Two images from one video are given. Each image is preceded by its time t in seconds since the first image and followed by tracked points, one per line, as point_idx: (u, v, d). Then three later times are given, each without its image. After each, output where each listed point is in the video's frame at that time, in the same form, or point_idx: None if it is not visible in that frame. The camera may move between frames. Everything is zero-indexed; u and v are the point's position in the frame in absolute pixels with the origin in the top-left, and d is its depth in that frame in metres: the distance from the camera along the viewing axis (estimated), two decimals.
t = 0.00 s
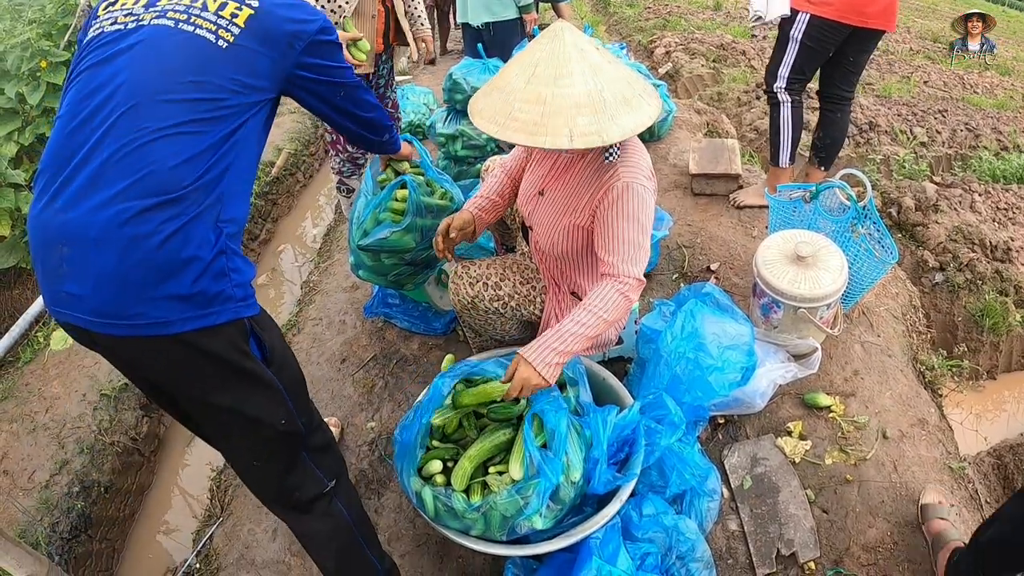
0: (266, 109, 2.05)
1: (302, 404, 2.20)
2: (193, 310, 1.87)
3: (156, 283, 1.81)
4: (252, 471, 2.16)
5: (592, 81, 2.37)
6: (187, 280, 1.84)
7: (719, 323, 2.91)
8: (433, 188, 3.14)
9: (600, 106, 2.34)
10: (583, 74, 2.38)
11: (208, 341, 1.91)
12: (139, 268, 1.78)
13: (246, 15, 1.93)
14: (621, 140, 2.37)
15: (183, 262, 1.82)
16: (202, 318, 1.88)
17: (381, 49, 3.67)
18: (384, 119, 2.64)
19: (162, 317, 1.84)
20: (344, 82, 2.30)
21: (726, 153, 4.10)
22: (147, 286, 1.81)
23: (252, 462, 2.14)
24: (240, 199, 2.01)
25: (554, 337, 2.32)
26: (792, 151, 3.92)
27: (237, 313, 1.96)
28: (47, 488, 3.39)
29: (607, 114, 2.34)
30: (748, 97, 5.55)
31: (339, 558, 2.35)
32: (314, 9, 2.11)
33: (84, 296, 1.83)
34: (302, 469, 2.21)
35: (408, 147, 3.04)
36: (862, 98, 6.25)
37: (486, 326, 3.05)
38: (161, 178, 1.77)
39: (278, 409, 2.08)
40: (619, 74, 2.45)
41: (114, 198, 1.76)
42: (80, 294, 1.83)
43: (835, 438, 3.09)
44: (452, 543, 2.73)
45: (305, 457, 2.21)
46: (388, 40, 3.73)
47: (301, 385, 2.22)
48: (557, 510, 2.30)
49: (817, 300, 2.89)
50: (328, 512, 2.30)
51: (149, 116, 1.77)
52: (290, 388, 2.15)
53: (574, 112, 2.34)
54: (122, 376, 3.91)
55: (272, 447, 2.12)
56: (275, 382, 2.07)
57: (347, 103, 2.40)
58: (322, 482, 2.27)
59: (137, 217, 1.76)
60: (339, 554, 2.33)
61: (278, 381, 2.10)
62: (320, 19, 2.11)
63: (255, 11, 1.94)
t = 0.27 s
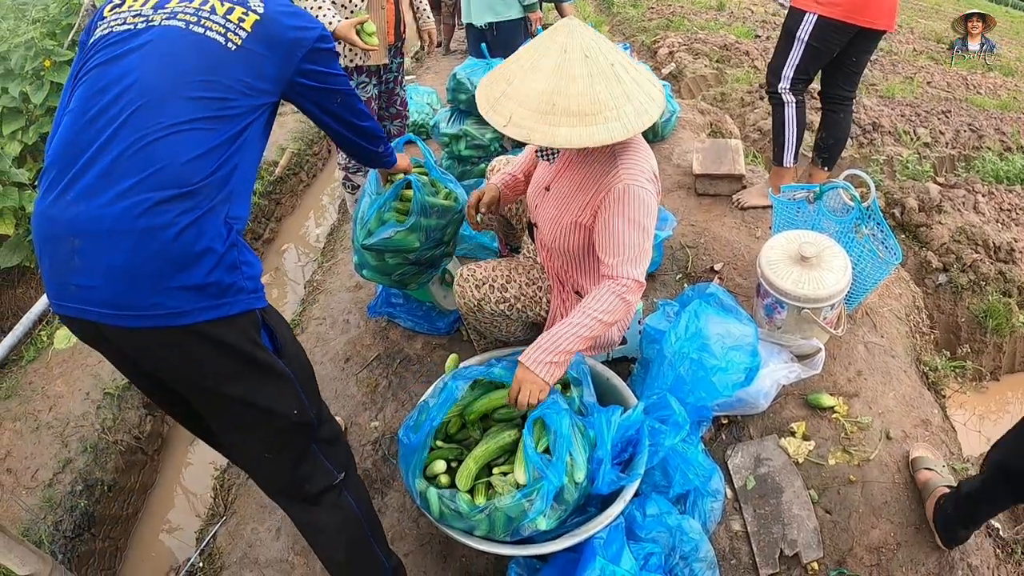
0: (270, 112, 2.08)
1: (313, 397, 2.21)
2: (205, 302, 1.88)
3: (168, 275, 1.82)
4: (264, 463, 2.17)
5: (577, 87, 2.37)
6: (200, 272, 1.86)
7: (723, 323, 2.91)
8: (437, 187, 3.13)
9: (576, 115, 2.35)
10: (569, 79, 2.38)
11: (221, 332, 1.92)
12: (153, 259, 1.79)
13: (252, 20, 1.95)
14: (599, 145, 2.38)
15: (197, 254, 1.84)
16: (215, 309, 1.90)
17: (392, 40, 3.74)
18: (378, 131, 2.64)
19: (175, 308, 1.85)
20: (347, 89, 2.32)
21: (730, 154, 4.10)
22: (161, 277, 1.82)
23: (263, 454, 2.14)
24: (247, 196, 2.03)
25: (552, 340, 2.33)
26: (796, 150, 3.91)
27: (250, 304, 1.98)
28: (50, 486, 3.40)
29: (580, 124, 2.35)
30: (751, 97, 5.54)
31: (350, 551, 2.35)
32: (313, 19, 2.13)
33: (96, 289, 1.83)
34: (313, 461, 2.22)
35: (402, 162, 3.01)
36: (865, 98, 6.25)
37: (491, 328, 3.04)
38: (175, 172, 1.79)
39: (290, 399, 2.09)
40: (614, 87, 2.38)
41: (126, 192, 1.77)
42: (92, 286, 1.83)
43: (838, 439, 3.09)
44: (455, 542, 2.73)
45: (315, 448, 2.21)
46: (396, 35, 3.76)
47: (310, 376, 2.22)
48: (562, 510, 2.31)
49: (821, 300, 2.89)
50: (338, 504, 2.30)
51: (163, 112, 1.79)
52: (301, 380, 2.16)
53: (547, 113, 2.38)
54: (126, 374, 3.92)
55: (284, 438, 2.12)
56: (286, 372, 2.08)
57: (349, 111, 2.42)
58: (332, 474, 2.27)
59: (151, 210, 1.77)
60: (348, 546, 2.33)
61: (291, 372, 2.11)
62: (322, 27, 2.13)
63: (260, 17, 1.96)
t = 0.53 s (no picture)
0: (272, 111, 2.08)
1: (318, 395, 2.21)
2: (211, 302, 1.88)
3: (174, 275, 1.82)
4: (269, 463, 2.16)
5: (580, 79, 2.39)
6: (205, 273, 1.86)
7: (728, 323, 2.91)
8: (442, 187, 3.12)
9: (576, 107, 2.37)
10: (573, 73, 2.40)
11: (227, 332, 1.91)
12: (158, 259, 1.79)
13: (253, 19, 1.95)
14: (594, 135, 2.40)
15: (203, 255, 1.84)
16: (221, 309, 1.90)
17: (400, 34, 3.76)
18: (377, 135, 2.63)
19: (180, 309, 1.85)
20: (348, 90, 2.33)
21: (735, 154, 4.09)
22: (167, 277, 1.82)
23: (268, 453, 2.14)
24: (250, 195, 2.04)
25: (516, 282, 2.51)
26: (801, 153, 3.91)
27: (256, 303, 1.99)
28: (54, 485, 3.40)
29: (580, 115, 2.38)
30: (755, 98, 5.54)
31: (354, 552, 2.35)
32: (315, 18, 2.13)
33: (100, 289, 1.82)
34: (319, 461, 2.22)
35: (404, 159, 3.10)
36: (869, 99, 6.24)
37: (500, 334, 3.03)
38: (181, 172, 1.80)
39: (296, 399, 2.09)
40: (615, 81, 2.39)
41: (132, 192, 1.77)
42: (96, 287, 1.82)
43: (843, 439, 3.08)
44: (459, 542, 2.73)
45: (320, 449, 2.22)
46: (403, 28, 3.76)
47: (315, 375, 2.23)
48: (567, 510, 2.30)
49: (826, 301, 2.89)
50: (343, 503, 2.30)
51: (167, 111, 1.79)
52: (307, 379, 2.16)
53: (549, 104, 2.42)
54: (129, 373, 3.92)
55: (289, 437, 2.12)
56: (292, 371, 2.08)
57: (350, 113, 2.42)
58: (338, 473, 2.28)
59: (157, 210, 1.77)
60: (353, 546, 2.34)
61: (296, 371, 2.11)
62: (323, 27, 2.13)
63: (261, 16, 1.97)
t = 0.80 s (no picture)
0: (274, 117, 2.08)
1: (319, 403, 2.21)
2: (213, 311, 1.89)
3: (176, 284, 1.83)
4: (269, 471, 2.17)
5: (592, 74, 2.49)
6: (207, 282, 1.86)
7: (731, 325, 2.92)
8: (447, 189, 3.14)
9: (592, 101, 2.46)
10: (586, 70, 2.50)
11: (228, 341, 1.92)
12: (160, 267, 1.80)
13: (255, 24, 1.94)
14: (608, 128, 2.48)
15: (204, 263, 1.85)
16: (223, 317, 1.90)
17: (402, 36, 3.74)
18: (380, 142, 2.59)
19: (181, 317, 1.86)
20: (351, 98, 2.30)
21: (739, 157, 4.10)
22: (169, 285, 1.83)
23: (269, 461, 2.15)
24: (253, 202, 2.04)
25: (480, 228, 2.81)
26: (805, 160, 3.93)
27: (257, 312, 1.99)
28: (57, 483, 3.42)
29: (596, 108, 2.46)
30: (759, 100, 5.54)
31: (354, 559, 2.37)
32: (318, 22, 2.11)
33: (103, 296, 1.84)
34: (319, 470, 2.22)
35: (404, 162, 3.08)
36: (873, 101, 6.25)
37: (502, 330, 3.02)
38: (183, 180, 1.80)
39: (297, 407, 2.09)
40: (626, 74, 2.49)
41: (134, 201, 1.78)
42: (99, 294, 1.84)
43: (846, 443, 3.09)
44: (462, 543, 2.73)
45: (321, 458, 2.22)
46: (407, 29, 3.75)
47: (315, 383, 2.23)
48: (570, 512, 2.31)
49: (829, 304, 2.89)
50: (344, 511, 2.31)
51: (169, 119, 1.79)
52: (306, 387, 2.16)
53: (565, 101, 2.49)
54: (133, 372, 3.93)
55: (289, 445, 2.13)
56: (292, 380, 2.08)
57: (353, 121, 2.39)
58: (339, 482, 2.28)
59: (159, 218, 1.78)
60: (354, 554, 2.35)
61: (296, 379, 2.11)
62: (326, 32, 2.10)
63: (263, 21, 1.95)
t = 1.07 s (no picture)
0: (278, 124, 2.10)
1: (322, 409, 2.24)
2: (216, 319, 1.92)
3: (179, 293, 1.87)
4: (274, 475, 2.20)
5: (597, 70, 2.52)
6: (210, 291, 1.90)
7: (734, 327, 2.94)
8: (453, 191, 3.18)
9: (597, 94, 2.49)
10: (592, 65, 2.53)
11: (232, 348, 1.96)
12: (165, 276, 1.84)
13: (258, 31, 1.95)
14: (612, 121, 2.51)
15: (208, 272, 1.88)
16: (227, 325, 1.94)
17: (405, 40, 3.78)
18: (387, 148, 2.60)
19: (185, 325, 1.89)
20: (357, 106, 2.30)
21: (743, 159, 4.11)
22: (174, 294, 1.86)
23: (272, 466, 2.18)
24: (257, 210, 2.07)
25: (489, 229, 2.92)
26: (808, 166, 3.94)
27: (261, 320, 2.03)
28: (64, 480, 3.45)
29: (600, 101, 2.49)
30: (763, 102, 5.56)
31: (357, 564, 2.40)
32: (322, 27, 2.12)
33: (108, 304, 1.87)
34: (323, 476, 2.25)
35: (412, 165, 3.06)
36: (877, 103, 6.26)
37: (503, 323, 3.01)
38: (186, 189, 1.83)
39: (300, 412, 2.12)
40: (632, 71, 2.53)
41: (138, 210, 1.81)
42: (104, 302, 1.88)
43: (847, 444, 3.12)
44: (466, 541, 2.76)
45: (325, 463, 2.25)
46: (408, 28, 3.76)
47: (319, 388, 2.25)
48: (573, 512, 2.33)
49: (830, 306, 2.91)
50: (348, 516, 2.34)
51: (172, 129, 1.82)
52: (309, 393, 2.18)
53: (571, 94, 2.52)
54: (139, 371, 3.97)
55: (292, 452, 2.16)
56: (296, 387, 2.11)
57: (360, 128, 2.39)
58: (342, 487, 2.31)
59: (163, 227, 1.82)
60: (356, 559, 2.38)
61: (298, 385, 2.14)
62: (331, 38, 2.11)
63: (266, 28, 1.96)
